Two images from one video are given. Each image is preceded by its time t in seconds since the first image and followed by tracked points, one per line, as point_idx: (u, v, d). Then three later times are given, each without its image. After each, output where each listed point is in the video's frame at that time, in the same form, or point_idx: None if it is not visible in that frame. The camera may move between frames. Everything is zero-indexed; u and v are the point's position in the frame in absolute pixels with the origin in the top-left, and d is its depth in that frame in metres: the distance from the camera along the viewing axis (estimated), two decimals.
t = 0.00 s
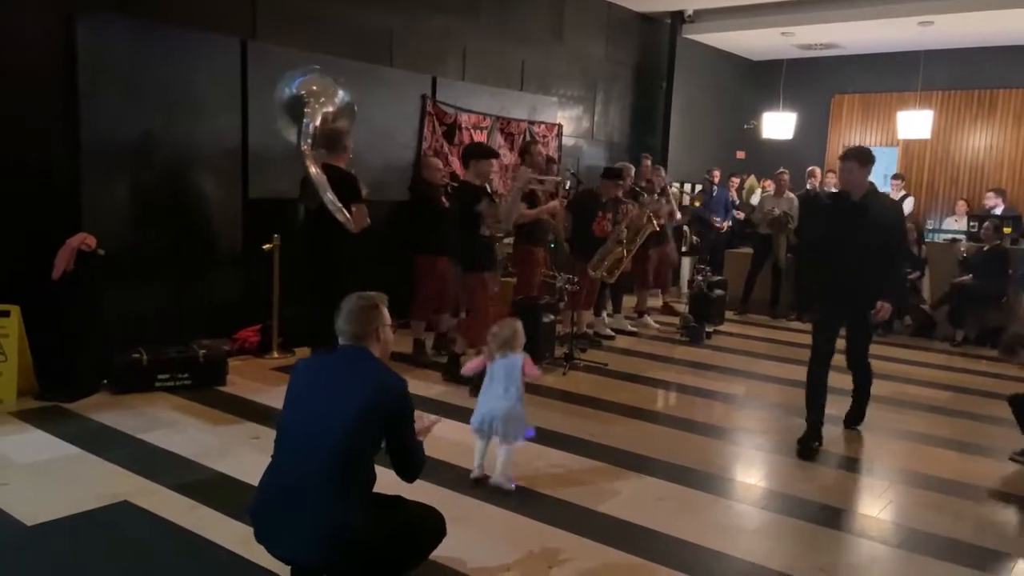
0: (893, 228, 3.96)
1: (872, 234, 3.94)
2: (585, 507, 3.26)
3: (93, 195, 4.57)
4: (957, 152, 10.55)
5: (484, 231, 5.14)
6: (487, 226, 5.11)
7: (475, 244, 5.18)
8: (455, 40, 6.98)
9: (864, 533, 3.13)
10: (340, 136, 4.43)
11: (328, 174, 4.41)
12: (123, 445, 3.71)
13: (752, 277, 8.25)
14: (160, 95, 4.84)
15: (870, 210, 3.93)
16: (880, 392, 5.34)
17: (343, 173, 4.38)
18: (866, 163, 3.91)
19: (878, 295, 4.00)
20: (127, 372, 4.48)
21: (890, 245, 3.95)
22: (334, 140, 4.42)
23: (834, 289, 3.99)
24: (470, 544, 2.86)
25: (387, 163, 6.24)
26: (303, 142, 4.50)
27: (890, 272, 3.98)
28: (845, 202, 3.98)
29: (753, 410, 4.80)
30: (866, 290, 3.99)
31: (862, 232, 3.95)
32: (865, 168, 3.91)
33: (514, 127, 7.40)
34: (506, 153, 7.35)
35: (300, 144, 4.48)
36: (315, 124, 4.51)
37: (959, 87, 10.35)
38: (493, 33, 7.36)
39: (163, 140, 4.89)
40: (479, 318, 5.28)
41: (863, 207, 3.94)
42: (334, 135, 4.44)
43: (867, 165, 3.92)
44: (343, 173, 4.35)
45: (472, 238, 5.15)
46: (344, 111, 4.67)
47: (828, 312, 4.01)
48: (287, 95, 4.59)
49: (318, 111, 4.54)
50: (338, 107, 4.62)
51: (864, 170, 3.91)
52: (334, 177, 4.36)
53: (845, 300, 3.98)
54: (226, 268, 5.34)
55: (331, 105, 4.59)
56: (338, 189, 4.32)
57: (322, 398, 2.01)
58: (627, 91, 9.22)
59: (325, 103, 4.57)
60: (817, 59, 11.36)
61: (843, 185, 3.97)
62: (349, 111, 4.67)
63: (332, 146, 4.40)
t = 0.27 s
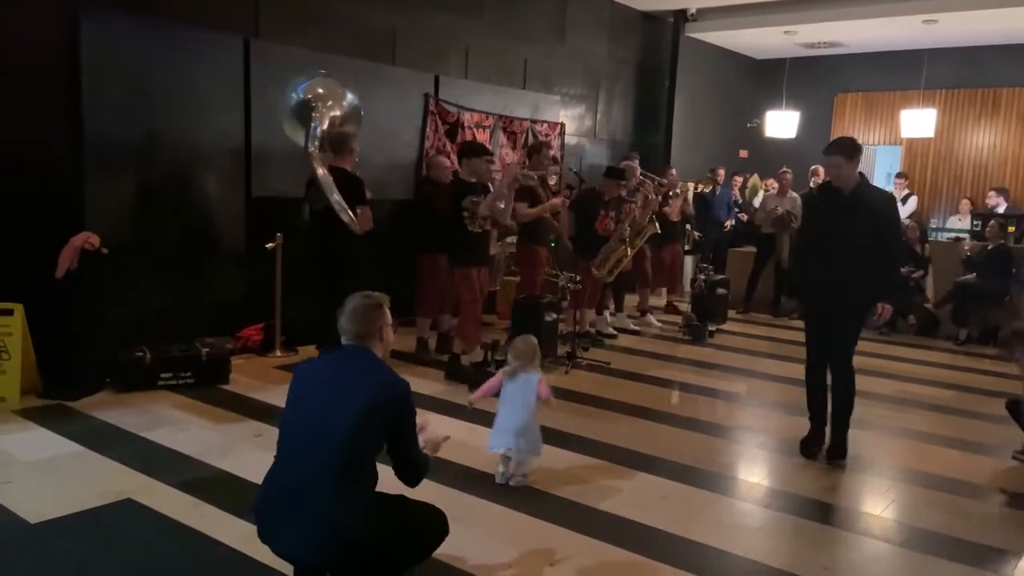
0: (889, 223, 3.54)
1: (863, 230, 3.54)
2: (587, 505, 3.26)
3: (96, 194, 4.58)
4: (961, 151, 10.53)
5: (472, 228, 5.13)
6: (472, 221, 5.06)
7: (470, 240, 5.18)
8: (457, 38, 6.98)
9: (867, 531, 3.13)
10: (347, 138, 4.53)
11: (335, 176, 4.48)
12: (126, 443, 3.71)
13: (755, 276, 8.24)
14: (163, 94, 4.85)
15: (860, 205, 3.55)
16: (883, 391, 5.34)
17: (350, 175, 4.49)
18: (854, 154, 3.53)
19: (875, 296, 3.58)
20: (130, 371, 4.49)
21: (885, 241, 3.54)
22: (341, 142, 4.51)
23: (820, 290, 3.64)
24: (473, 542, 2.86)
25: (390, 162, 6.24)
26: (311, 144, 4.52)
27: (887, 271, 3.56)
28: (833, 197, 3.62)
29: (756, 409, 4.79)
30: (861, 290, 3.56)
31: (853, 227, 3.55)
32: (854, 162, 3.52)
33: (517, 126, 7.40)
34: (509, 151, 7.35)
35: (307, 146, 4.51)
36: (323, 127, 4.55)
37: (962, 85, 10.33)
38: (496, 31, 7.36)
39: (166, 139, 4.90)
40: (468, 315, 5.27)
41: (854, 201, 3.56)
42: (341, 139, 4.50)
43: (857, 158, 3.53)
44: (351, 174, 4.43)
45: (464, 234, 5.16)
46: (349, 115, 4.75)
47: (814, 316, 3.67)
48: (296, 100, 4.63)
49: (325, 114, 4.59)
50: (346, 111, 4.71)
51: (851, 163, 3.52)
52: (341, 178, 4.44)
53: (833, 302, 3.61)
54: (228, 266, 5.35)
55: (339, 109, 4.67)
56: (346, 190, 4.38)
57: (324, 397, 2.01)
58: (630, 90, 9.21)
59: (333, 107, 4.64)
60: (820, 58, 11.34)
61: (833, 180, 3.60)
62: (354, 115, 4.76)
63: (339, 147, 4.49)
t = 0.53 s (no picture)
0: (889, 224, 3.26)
1: (860, 233, 3.28)
2: (590, 503, 3.26)
3: (98, 192, 4.58)
4: (964, 149, 10.51)
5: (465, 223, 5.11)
6: (466, 215, 5.08)
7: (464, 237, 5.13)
8: (460, 37, 6.98)
9: (870, 529, 3.13)
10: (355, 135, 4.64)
11: (344, 172, 4.59)
12: (130, 441, 3.72)
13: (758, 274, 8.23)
14: (166, 93, 4.86)
15: (856, 207, 3.29)
16: (886, 389, 5.33)
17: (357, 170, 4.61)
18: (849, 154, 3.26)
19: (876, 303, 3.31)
20: (134, 368, 4.50)
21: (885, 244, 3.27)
22: (349, 139, 4.61)
23: (815, 297, 3.39)
24: (476, 540, 2.87)
25: (392, 160, 6.24)
26: (319, 142, 4.58)
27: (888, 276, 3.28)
28: (829, 199, 3.37)
29: (759, 407, 4.79)
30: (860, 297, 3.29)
31: (849, 229, 3.29)
32: (850, 163, 3.26)
33: (519, 124, 7.40)
34: (511, 150, 7.35)
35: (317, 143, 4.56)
36: (332, 125, 4.60)
37: (966, 83, 10.31)
38: (498, 30, 7.36)
39: (169, 137, 4.90)
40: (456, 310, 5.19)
41: (851, 202, 3.31)
42: (351, 137, 4.61)
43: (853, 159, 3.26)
44: (359, 170, 4.55)
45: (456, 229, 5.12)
46: (359, 114, 4.77)
47: (810, 325, 3.43)
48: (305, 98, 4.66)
49: (335, 112, 4.62)
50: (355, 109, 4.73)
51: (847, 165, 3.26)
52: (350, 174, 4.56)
53: (830, 310, 3.35)
54: (231, 264, 5.35)
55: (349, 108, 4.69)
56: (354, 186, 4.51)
57: (326, 395, 2.02)
58: (633, 88, 9.21)
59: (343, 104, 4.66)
60: (824, 56, 11.32)
61: (827, 183, 3.35)
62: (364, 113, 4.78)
63: (349, 144, 4.61)
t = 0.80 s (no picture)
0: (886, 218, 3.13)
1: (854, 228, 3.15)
2: (592, 501, 3.26)
3: (101, 191, 4.59)
4: (967, 148, 10.50)
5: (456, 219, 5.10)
6: (456, 209, 5.07)
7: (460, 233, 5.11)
8: (463, 35, 6.99)
9: (872, 528, 3.12)
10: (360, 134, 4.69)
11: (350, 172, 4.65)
12: (133, 439, 3.73)
13: (761, 273, 8.23)
14: (169, 91, 4.86)
15: (851, 198, 3.16)
16: (889, 388, 5.33)
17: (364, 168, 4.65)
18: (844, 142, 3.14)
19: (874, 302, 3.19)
20: (137, 367, 4.51)
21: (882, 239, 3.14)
22: (354, 138, 4.66)
23: (811, 298, 3.27)
24: (477, 538, 2.87)
25: (395, 159, 6.25)
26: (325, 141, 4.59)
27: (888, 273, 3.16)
28: (822, 190, 3.24)
29: (762, 406, 4.79)
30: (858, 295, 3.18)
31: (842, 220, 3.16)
32: (848, 149, 3.15)
33: (522, 123, 7.41)
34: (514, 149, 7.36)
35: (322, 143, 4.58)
36: (337, 125, 4.61)
37: (969, 81, 10.28)
38: (501, 29, 7.36)
39: (172, 136, 4.91)
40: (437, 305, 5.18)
41: (845, 194, 3.18)
42: (356, 135, 4.66)
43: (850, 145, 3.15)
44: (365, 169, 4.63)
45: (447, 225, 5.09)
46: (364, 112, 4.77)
47: (805, 323, 3.31)
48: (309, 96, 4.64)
49: (338, 110, 4.61)
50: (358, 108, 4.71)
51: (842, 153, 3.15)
52: (357, 173, 4.63)
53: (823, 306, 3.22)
54: (234, 263, 5.36)
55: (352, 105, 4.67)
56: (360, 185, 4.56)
57: (326, 391, 2.02)
58: (636, 87, 9.21)
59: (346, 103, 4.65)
60: (827, 54, 11.31)
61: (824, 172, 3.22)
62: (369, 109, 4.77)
63: (354, 143, 4.66)
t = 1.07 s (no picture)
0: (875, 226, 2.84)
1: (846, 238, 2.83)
2: (594, 500, 3.26)
3: (104, 190, 4.60)
4: (970, 146, 10.50)
5: (447, 217, 5.07)
6: (448, 206, 5.05)
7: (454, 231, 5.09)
8: (465, 34, 6.98)
9: (874, 527, 3.12)
10: (361, 132, 4.66)
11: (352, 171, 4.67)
12: (135, 438, 3.73)
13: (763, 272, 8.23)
14: (172, 90, 4.87)
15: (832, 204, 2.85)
16: (891, 387, 5.32)
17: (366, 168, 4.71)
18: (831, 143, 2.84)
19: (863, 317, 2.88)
20: (139, 365, 4.52)
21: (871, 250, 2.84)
22: (355, 137, 4.64)
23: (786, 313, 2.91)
24: (480, 536, 2.87)
25: (397, 157, 6.26)
26: (327, 141, 4.61)
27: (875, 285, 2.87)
28: (803, 195, 2.90)
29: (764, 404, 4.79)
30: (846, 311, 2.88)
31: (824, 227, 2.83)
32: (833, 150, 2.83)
33: (524, 122, 7.41)
34: (515, 147, 7.36)
35: (323, 143, 4.60)
36: (338, 123, 4.60)
37: (972, 79, 10.25)
38: (503, 27, 7.36)
39: (175, 135, 4.92)
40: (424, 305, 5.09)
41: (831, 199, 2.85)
42: (357, 134, 4.63)
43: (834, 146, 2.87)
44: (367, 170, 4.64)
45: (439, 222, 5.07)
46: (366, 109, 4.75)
47: (779, 343, 2.92)
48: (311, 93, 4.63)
49: (339, 109, 4.61)
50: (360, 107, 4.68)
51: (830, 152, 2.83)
52: (358, 173, 4.65)
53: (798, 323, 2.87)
54: (237, 262, 5.37)
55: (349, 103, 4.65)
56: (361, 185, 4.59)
57: (328, 392, 2.03)
58: (638, 85, 9.20)
59: (347, 102, 4.62)
60: (829, 52, 11.28)
61: (805, 177, 2.90)
62: (370, 105, 4.75)
63: (355, 143, 4.64)
